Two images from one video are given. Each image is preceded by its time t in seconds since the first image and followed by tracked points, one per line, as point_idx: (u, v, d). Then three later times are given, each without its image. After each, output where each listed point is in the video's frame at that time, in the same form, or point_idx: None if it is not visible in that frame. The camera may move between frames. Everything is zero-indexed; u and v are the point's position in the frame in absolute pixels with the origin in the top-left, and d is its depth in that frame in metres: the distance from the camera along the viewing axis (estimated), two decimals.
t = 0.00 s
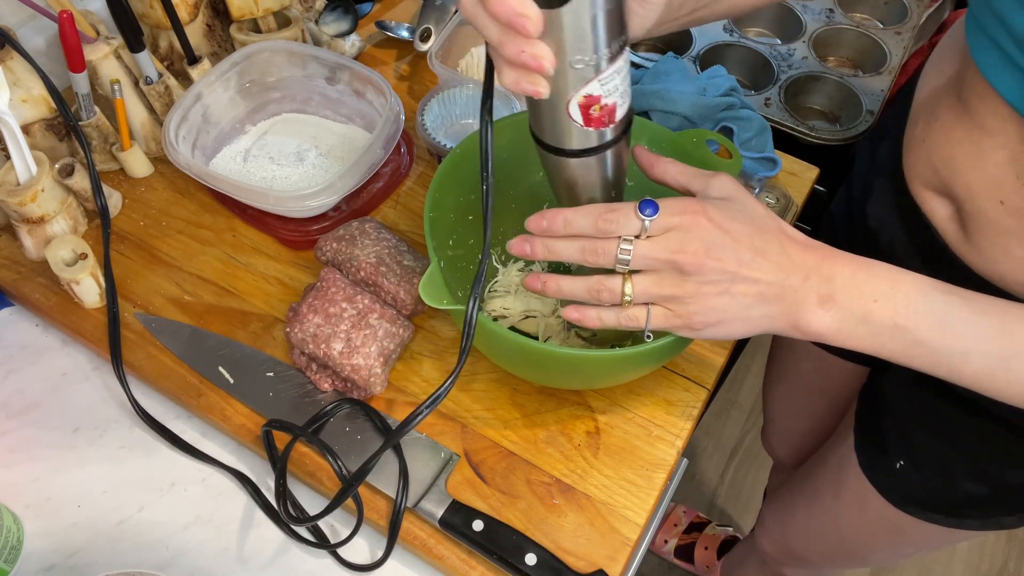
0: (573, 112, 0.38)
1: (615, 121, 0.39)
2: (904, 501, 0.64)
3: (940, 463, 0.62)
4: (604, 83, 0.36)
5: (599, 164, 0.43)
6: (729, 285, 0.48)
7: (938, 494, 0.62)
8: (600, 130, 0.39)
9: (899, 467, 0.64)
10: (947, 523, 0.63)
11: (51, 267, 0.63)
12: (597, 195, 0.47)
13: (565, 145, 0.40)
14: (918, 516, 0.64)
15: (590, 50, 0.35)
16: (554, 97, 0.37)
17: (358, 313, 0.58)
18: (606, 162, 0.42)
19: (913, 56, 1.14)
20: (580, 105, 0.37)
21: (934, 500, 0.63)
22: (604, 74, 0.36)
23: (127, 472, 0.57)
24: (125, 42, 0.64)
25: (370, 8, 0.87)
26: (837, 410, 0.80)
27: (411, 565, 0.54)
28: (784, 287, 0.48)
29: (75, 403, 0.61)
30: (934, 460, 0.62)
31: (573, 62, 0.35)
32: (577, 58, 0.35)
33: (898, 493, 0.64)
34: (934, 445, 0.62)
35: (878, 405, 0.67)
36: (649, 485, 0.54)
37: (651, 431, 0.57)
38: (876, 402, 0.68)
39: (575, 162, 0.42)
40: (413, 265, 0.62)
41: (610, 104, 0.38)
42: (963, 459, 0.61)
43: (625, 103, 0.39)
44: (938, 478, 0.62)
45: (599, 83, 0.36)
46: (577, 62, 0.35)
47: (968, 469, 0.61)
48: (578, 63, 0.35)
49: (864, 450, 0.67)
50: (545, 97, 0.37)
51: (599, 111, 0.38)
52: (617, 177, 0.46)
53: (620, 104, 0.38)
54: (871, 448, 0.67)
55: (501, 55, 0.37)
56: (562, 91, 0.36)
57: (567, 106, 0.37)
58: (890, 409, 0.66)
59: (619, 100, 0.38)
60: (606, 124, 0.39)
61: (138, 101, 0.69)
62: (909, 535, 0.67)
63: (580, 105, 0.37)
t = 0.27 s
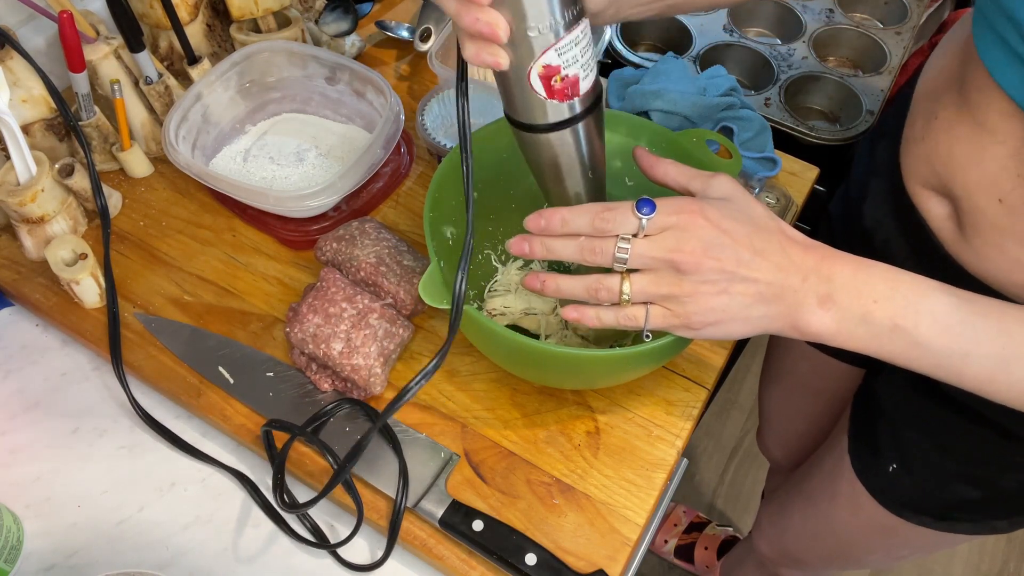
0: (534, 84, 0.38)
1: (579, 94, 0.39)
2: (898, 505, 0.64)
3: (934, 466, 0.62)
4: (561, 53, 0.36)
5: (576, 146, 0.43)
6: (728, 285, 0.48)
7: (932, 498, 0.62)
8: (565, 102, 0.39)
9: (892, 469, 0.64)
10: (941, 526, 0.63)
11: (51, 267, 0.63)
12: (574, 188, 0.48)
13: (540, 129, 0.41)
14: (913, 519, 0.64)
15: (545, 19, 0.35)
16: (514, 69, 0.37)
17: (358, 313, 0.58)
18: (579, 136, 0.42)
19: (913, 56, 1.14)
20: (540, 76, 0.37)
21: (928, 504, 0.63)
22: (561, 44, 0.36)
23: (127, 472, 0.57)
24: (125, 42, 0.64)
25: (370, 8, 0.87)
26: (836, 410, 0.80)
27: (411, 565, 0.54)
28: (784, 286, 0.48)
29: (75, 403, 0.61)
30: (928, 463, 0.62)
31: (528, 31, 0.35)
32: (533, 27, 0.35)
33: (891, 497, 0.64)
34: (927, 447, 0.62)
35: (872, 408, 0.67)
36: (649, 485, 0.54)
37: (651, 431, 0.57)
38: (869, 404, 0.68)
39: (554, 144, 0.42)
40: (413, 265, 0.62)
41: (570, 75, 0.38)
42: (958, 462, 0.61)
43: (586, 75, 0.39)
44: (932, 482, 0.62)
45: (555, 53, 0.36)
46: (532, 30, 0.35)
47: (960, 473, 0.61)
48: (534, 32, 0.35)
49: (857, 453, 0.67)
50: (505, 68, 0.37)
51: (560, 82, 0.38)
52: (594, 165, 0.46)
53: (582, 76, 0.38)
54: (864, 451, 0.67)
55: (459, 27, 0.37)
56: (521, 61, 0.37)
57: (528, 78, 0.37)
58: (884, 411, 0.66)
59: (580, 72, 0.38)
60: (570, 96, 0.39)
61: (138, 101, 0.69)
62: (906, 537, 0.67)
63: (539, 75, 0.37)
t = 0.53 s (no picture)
0: (539, 36, 0.31)
1: (580, 60, 0.33)
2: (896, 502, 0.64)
3: (934, 465, 0.62)
4: (580, 7, 0.30)
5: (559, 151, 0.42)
6: (728, 283, 0.47)
7: (930, 496, 0.63)
8: (563, 63, 0.33)
9: (891, 467, 0.64)
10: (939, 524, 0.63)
11: (51, 268, 0.63)
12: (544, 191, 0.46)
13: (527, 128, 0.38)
14: (911, 517, 0.64)
15: None
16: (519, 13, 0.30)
17: (358, 313, 0.58)
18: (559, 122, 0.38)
19: (913, 56, 1.14)
20: (547, 27, 0.30)
21: (927, 502, 0.63)
22: None
23: (127, 472, 0.57)
24: (126, 42, 0.64)
25: (370, 9, 0.87)
26: (836, 410, 0.80)
27: (411, 565, 0.54)
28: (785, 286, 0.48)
29: (75, 403, 0.61)
30: (927, 461, 0.62)
31: None
32: None
33: (890, 495, 0.64)
34: (927, 446, 0.62)
35: (871, 407, 0.67)
36: (649, 485, 0.54)
37: (651, 431, 0.57)
38: (868, 404, 0.68)
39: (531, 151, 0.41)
40: (413, 265, 0.62)
41: (581, 36, 0.31)
42: (957, 461, 0.61)
43: (595, 42, 0.33)
44: (930, 481, 0.62)
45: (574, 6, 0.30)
46: None
47: (959, 472, 0.61)
48: None
49: (857, 451, 0.67)
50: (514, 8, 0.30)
51: (567, 40, 0.31)
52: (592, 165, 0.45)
53: (591, 40, 0.32)
54: (863, 449, 0.67)
55: None
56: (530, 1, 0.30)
57: (535, 26, 0.30)
58: (883, 410, 0.66)
59: (590, 35, 0.32)
60: (571, 58, 0.33)
61: (138, 101, 0.69)
62: (905, 536, 0.67)
63: (547, 27, 0.30)
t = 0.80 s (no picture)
0: (555, 114, 0.38)
1: (594, 128, 0.40)
2: (901, 502, 0.64)
3: (935, 465, 0.62)
4: (589, 92, 0.37)
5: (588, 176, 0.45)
6: (724, 281, 0.48)
7: (935, 496, 0.62)
8: (580, 134, 0.40)
9: (896, 468, 0.64)
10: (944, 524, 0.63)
11: (51, 268, 0.63)
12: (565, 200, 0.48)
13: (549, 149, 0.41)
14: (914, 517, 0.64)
15: (581, 58, 0.35)
16: (539, 97, 0.37)
17: (358, 313, 0.58)
18: (581, 164, 0.43)
19: (913, 56, 1.14)
20: (563, 109, 0.38)
21: (932, 502, 0.63)
22: (591, 84, 0.36)
23: (127, 472, 0.57)
24: (126, 42, 0.64)
25: (370, 8, 0.87)
26: (836, 410, 0.80)
27: (411, 565, 0.54)
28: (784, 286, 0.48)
29: (75, 403, 0.61)
30: (931, 461, 0.62)
31: (563, 67, 0.35)
32: (568, 65, 0.35)
33: (895, 495, 0.64)
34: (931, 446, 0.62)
35: (874, 408, 0.67)
36: (650, 485, 0.54)
37: (650, 431, 0.57)
38: (871, 404, 0.68)
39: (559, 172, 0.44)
40: (413, 265, 0.62)
41: (592, 111, 0.38)
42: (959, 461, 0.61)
43: (605, 112, 0.40)
44: (935, 480, 0.62)
45: (584, 91, 0.37)
46: (567, 66, 0.35)
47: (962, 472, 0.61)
48: (568, 69, 0.35)
49: (862, 451, 0.67)
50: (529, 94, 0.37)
51: (581, 116, 0.38)
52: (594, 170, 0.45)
53: (602, 112, 0.39)
54: (869, 449, 0.67)
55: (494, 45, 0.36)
56: (544, 94, 0.37)
57: (550, 108, 0.38)
58: (887, 409, 0.66)
59: (601, 109, 0.39)
60: (586, 129, 0.40)
61: (138, 101, 0.69)
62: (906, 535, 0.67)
63: (563, 109, 0.38)
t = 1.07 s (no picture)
0: (565, 106, 0.38)
1: (605, 121, 0.39)
2: (902, 503, 0.64)
3: (935, 466, 0.62)
4: (598, 82, 0.37)
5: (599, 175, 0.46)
6: (722, 280, 0.48)
7: (936, 497, 0.62)
8: (591, 127, 0.40)
9: (898, 468, 0.64)
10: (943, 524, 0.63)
11: (51, 268, 0.63)
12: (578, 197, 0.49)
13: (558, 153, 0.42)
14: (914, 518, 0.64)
15: (591, 46, 0.35)
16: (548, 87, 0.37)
17: (358, 313, 0.58)
18: (594, 159, 0.43)
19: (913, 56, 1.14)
20: (573, 99, 0.37)
21: (933, 502, 0.63)
22: (600, 73, 0.36)
23: (127, 472, 0.57)
24: (126, 42, 0.64)
25: (370, 8, 0.87)
26: (836, 410, 0.80)
27: (411, 565, 0.54)
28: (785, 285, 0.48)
29: (75, 403, 0.61)
30: (932, 462, 0.62)
31: (571, 56, 0.35)
32: (576, 53, 0.35)
33: (896, 494, 0.64)
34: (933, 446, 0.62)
35: (875, 408, 0.67)
36: (650, 485, 0.54)
37: (650, 431, 0.57)
38: (872, 405, 0.68)
39: (570, 173, 0.44)
40: (413, 265, 0.62)
41: (603, 103, 0.38)
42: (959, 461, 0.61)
43: (617, 105, 0.39)
44: (936, 481, 0.62)
45: (593, 80, 0.36)
46: (575, 55, 0.35)
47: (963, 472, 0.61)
48: (575, 58, 0.35)
49: (863, 451, 0.67)
50: (540, 85, 0.37)
51: (591, 107, 0.38)
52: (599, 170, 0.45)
53: (613, 104, 0.38)
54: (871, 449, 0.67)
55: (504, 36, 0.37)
56: (554, 82, 0.37)
57: (561, 99, 0.38)
58: (889, 409, 0.66)
59: (612, 101, 0.38)
60: (597, 122, 0.39)
61: (138, 101, 0.69)
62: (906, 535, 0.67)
63: (573, 99, 0.37)
